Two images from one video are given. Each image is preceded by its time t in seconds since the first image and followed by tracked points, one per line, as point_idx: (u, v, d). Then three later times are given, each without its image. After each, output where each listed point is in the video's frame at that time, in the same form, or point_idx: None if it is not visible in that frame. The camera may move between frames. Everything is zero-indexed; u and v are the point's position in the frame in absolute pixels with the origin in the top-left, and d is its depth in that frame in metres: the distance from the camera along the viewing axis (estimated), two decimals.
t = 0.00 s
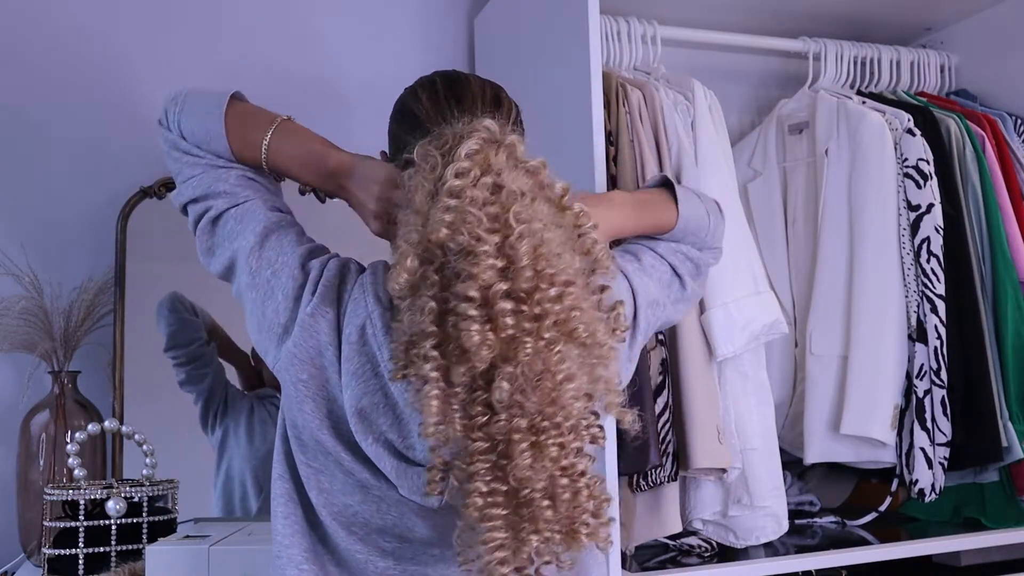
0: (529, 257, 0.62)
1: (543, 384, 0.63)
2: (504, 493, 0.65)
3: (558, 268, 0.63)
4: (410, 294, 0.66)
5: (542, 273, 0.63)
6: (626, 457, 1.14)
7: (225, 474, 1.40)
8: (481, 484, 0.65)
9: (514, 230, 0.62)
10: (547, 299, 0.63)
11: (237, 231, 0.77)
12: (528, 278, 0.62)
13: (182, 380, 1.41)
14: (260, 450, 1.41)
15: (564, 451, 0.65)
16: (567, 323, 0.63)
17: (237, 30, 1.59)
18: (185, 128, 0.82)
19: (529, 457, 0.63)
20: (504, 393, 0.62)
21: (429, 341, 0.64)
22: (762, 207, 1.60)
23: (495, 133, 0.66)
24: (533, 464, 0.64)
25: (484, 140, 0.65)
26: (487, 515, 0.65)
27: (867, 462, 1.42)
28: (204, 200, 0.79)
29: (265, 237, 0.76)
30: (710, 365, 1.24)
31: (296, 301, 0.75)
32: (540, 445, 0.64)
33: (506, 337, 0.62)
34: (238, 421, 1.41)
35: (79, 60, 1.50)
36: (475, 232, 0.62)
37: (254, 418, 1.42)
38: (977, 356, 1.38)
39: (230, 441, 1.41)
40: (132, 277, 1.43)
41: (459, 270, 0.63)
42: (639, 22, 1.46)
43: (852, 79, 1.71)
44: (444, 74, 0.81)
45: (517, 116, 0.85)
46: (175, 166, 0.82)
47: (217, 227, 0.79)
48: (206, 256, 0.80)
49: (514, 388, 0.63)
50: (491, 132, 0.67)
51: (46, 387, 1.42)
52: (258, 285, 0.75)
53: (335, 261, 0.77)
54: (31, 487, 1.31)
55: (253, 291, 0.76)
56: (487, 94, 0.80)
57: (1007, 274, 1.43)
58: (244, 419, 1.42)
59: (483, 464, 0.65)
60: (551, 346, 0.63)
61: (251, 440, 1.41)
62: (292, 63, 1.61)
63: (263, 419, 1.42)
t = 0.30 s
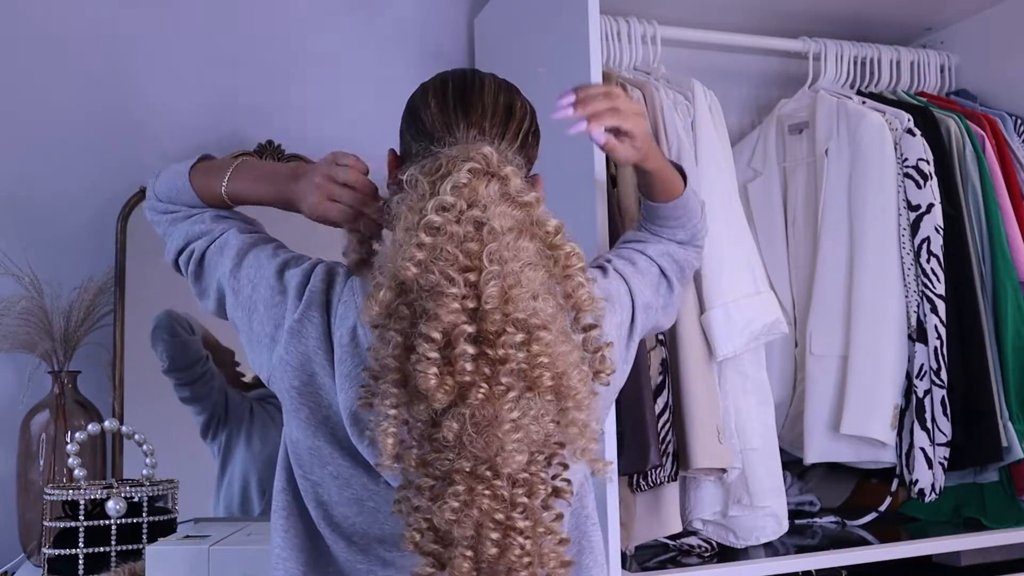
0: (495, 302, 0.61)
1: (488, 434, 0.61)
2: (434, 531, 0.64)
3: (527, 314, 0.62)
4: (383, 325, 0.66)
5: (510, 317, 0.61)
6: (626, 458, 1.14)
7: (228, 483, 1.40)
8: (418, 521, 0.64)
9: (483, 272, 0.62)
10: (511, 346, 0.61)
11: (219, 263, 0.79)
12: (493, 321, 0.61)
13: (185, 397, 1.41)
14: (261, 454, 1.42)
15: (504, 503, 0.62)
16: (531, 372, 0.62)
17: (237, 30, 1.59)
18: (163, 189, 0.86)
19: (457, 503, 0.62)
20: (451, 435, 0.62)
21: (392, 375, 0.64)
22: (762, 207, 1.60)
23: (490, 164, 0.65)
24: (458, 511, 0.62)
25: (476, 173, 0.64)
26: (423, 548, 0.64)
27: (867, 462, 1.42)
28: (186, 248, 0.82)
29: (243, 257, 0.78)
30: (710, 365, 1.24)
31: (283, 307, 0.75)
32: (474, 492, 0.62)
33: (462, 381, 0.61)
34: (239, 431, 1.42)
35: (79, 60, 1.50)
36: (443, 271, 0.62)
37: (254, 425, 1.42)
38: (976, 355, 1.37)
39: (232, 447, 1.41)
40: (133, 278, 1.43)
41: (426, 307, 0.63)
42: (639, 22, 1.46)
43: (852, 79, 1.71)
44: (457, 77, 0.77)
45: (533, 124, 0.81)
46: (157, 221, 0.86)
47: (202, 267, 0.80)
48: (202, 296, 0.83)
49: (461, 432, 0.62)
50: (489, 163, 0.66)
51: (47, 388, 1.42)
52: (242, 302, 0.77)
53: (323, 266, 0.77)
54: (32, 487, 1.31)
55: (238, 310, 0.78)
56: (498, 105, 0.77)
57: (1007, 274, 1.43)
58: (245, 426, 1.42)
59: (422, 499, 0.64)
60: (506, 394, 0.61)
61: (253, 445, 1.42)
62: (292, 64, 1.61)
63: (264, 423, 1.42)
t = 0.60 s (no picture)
0: (481, 297, 0.61)
1: (487, 429, 0.62)
2: (455, 534, 0.63)
3: (514, 309, 0.62)
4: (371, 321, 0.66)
5: (496, 312, 0.62)
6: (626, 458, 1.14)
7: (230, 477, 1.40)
8: (429, 526, 0.63)
9: (469, 268, 0.61)
10: (498, 341, 0.61)
11: (222, 266, 0.79)
12: (480, 317, 0.61)
13: (193, 395, 1.41)
14: (264, 453, 1.42)
15: (512, 498, 0.62)
16: (521, 365, 0.62)
17: (237, 30, 1.59)
18: (172, 203, 0.87)
19: (472, 501, 0.61)
20: (451, 432, 0.62)
21: (385, 372, 0.64)
22: (762, 207, 1.60)
23: (476, 164, 0.64)
24: (475, 509, 0.61)
25: (458, 170, 0.64)
26: (441, 554, 0.62)
27: (867, 462, 1.42)
28: (194, 255, 0.82)
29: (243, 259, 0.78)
30: (710, 365, 1.24)
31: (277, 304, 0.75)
32: (484, 489, 0.62)
33: (454, 376, 0.61)
34: (243, 428, 1.42)
35: (79, 60, 1.50)
36: (429, 267, 0.61)
37: (258, 422, 1.42)
38: (977, 355, 1.37)
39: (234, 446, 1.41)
40: (133, 277, 1.43)
41: (413, 303, 0.63)
42: (639, 22, 1.46)
43: (852, 79, 1.71)
44: (456, 78, 0.77)
45: (532, 126, 0.80)
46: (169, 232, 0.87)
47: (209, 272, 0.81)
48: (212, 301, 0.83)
49: (460, 428, 0.62)
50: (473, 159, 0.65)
51: (46, 388, 1.42)
52: (242, 302, 0.77)
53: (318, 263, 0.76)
54: (32, 487, 1.31)
55: (239, 310, 0.78)
56: (494, 106, 0.76)
57: (1008, 274, 1.43)
58: (248, 425, 1.42)
59: (433, 503, 0.63)
60: (500, 388, 0.62)
61: (256, 444, 1.42)
62: (291, 63, 1.61)
63: (268, 421, 1.42)
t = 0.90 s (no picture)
0: (496, 275, 0.60)
1: (495, 402, 0.61)
2: (439, 506, 0.63)
3: (528, 289, 0.62)
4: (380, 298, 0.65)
5: (509, 291, 0.61)
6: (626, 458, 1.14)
7: (230, 474, 1.40)
8: (417, 496, 0.63)
9: (485, 247, 0.61)
10: (512, 318, 0.61)
11: (221, 267, 0.79)
12: (494, 294, 0.61)
13: (194, 394, 1.41)
14: (264, 451, 1.41)
15: (507, 474, 0.62)
16: (532, 343, 0.61)
17: (237, 30, 1.59)
18: (170, 209, 0.87)
19: (468, 473, 0.61)
20: (456, 405, 0.61)
21: (392, 344, 0.63)
22: (762, 207, 1.60)
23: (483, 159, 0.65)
24: (471, 481, 0.61)
25: (471, 164, 0.65)
26: (419, 527, 0.62)
27: (867, 462, 1.43)
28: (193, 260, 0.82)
29: (244, 259, 0.78)
30: (710, 365, 1.24)
31: (274, 300, 0.75)
32: (481, 463, 0.61)
33: (466, 350, 0.61)
34: (244, 426, 1.41)
35: (78, 60, 1.50)
36: (446, 245, 0.61)
37: (257, 420, 1.42)
38: (976, 355, 1.38)
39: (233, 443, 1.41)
40: (132, 277, 1.43)
41: (428, 280, 0.62)
42: (639, 22, 1.46)
43: (852, 79, 1.71)
44: (459, 81, 0.78)
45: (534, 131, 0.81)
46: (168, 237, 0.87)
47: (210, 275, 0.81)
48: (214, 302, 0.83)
49: (467, 402, 0.61)
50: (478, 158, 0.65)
51: (46, 388, 1.42)
52: (243, 301, 0.77)
53: (318, 260, 0.76)
54: (32, 487, 1.31)
55: (240, 309, 0.78)
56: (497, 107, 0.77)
57: (1007, 274, 1.43)
58: (249, 423, 1.42)
59: (423, 475, 0.63)
60: (509, 364, 0.61)
61: (257, 442, 1.41)
62: (291, 63, 1.61)
63: (268, 419, 1.42)
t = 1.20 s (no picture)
0: (501, 303, 0.59)
1: (497, 423, 0.60)
2: (454, 524, 0.62)
3: (532, 314, 0.60)
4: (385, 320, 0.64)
5: (514, 317, 0.60)
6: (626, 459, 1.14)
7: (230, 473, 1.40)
8: (433, 517, 0.62)
9: (490, 274, 0.59)
10: (516, 344, 0.60)
11: (220, 266, 0.79)
12: (498, 320, 0.59)
13: (193, 395, 1.41)
14: (263, 450, 1.42)
15: (518, 490, 0.61)
16: (535, 366, 0.61)
17: (237, 31, 1.59)
18: (160, 203, 0.87)
19: (479, 493, 0.60)
20: (460, 425, 0.60)
21: (393, 368, 0.62)
22: (762, 207, 1.59)
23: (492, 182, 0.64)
24: (482, 501, 0.60)
25: (478, 185, 0.63)
26: (438, 547, 0.61)
27: (867, 462, 1.43)
28: (190, 257, 0.82)
29: (244, 258, 0.78)
30: (710, 364, 1.24)
31: (276, 298, 0.75)
32: (491, 480, 0.61)
33: (467, 375, 0.60)
34: (242, 426, 1.42)
35: (79, 60, 1.50)
36: (451, 273, 0.59)
37: (256, 421, 1.42)
38: (977, 355, 1.37)
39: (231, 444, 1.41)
40: (133, 277, 1.43)
41: (432, 307, 0.60)
42: (639, 22, 1.46)
43: (852, 79, 1.71)
44: (455, 82, 0.79)
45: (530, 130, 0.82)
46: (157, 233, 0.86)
47: (207, 274, 0.81)
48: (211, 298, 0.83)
49: (471, 422, 0.60)
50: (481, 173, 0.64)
51: (46, 388, 1.42)
52: (244, 300, 0.77)
53: (319, 260, 0.76)
54: (32, 487, 1.31)
55: (241, 308, 0.78)
56: (496, 105, 0.79)
57: (1007, 274, 1.43)
58: (248, 423, 1.42)
59: (433, 494, 0.62)
60: (512, 386, 0.60)
61: (256, 442, 1.42)
62: (291, 64, 1.61)
63: (268, 419, 1.42)
